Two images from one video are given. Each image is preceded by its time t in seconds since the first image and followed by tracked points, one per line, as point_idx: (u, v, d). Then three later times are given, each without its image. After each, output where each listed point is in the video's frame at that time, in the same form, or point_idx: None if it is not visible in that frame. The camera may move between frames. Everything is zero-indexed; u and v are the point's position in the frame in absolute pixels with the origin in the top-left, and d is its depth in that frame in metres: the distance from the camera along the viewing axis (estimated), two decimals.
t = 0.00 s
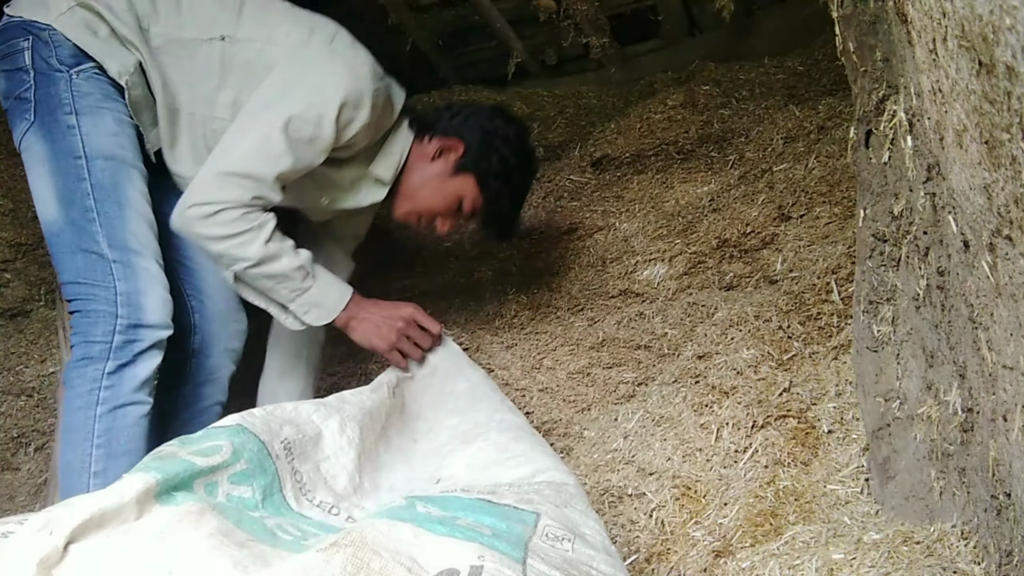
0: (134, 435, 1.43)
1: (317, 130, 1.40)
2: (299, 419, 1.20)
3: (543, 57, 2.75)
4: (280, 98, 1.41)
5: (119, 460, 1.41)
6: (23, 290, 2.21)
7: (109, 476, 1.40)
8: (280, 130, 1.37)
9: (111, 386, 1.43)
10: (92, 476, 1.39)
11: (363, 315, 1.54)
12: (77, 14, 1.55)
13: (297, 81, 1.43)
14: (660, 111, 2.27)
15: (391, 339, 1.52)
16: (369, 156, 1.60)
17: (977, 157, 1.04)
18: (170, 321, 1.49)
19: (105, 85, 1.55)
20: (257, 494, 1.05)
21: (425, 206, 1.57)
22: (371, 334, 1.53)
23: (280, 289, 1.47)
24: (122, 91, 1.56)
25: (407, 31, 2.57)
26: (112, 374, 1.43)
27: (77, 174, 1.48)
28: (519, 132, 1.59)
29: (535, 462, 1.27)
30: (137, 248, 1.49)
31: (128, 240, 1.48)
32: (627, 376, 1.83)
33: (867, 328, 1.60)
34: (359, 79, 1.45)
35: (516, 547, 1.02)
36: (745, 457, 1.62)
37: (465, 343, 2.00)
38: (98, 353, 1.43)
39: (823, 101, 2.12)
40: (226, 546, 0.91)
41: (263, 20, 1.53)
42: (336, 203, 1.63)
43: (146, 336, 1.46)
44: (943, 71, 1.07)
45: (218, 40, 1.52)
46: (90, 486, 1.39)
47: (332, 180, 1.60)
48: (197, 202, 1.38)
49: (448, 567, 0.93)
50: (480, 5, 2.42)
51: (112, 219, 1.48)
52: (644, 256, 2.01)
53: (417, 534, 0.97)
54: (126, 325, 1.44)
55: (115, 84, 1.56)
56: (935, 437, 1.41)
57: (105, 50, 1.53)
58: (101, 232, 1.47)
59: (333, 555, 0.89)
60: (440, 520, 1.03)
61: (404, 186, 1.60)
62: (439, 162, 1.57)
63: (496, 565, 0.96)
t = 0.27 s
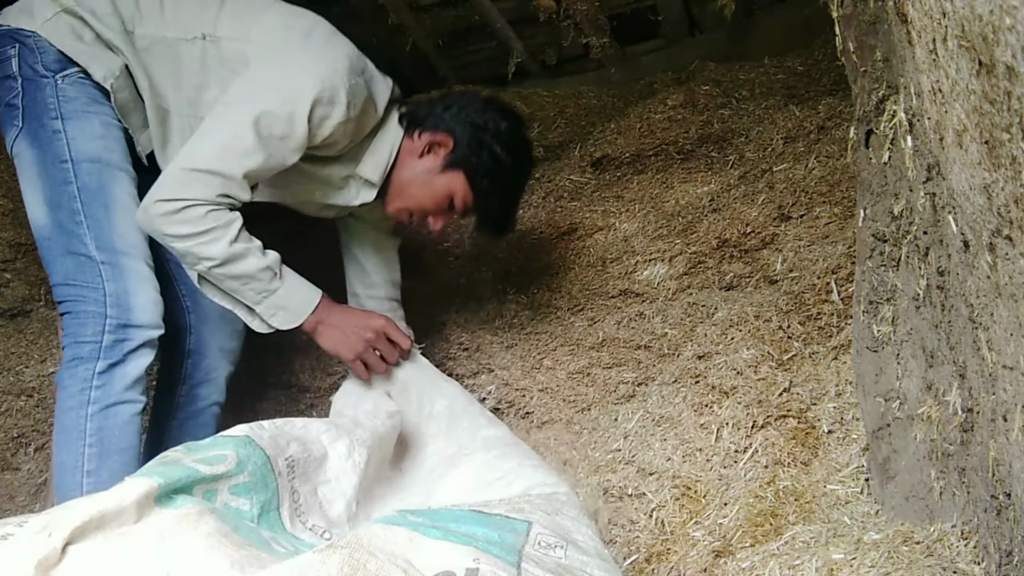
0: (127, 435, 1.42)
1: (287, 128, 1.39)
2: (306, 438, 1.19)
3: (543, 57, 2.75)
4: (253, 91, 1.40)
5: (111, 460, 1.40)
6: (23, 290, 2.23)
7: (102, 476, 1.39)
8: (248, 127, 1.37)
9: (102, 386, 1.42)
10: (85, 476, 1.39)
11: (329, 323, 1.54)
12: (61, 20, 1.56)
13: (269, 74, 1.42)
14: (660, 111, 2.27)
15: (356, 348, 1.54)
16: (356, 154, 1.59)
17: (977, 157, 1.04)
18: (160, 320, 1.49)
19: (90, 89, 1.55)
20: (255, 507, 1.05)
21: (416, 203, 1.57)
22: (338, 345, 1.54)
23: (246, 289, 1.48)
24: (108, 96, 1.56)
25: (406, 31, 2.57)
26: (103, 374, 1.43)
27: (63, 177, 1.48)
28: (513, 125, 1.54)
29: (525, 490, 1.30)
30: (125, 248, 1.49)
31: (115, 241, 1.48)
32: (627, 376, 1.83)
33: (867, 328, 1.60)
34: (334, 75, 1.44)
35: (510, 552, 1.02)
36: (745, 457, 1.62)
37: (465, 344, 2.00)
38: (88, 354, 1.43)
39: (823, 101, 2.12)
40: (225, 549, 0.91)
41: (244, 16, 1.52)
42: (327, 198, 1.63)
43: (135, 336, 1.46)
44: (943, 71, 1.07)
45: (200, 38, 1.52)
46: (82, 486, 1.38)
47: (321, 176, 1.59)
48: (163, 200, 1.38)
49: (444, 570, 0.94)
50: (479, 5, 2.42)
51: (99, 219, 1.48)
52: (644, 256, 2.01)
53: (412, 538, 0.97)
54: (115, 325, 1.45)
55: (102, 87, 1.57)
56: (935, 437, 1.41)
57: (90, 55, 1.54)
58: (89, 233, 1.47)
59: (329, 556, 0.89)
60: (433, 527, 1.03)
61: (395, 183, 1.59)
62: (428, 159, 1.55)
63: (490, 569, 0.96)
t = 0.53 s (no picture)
0: (130, 436, 1.42)
1: (312, 119, 1.40)
2: (310, 439, 1.17)
3: (543, 57, 2.76)
4: (270, 87, 1.40)
5: (114, 461, 1.41)
6: (23, 290, 2.23)
7: (105, 477, 1.39)
8: (279, 124, 1.37)
9: (106, 387, 1.42)
10: (88, 477, 1.39)
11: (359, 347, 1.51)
12: (59, 13, 1.57)
13: (283, 68, 1.42)
14: (661, 112, 2.28)
15: (388, 368, 1.48)
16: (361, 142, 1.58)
17: (977, 157, 1.04)
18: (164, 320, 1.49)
19: (90, 83, 1.56)
20: (258, 509, 1.05)
21: (422, 191, 1.57)
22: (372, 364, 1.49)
23: (287, 312, 1.46)
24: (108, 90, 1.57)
25: (406, 31, 2.57)
26: (107, 375, 1.43)
27: (65, 174, 1.49)
28: (510, 108, 1.57)
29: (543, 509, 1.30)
30: (127, 247, 1.50)
31: (117, 239, 1.49)
32: (627, 376, 1.84)
33: (866, 328, 1.60)
34: (345, 64, 1.45)
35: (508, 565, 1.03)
36: (745, 457, 1.62)
37: (465, 344, 2.00)
38: (92, 354, 1.43)
39: (823, 101, 2.12)
40: (228, 551, 0.91)
41: (244, 7, 1.52)
42: (332, 189, 1.63)
43: (140, 336, 1.46)
44: (943, 71, 1.07)
45: (199, 29, 1.53)
46: (86, 487, 1.38)
47: (326, 168, 1.60)
48: (204, 215, 1.38)
49: None
50: (479, 5, 2.42)
51: (101, 217, 1.49)
52: (644, 256, 2.01)
53: (415, 545, 0.98)
54: (119, 325, 1.45)
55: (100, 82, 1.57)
56: (935, 437, 1.41)
57: (90, 49, 1.55)
58: (92, 231, 1.48)
59: (334, 559, 0.89)
60: (435, 534, 1.03)
61: (397, 173, 1.59)
62: (429, 147, 1.56)
63: None
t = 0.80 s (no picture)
0: (134, 437, 1.42)
1: (323, 116, 1.42)
2: (321, 441, 1.21)
3: (543, 57, 2.76)
4: (284, 83, 1.43)
5: (117, 461, 1.41)
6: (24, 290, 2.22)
7: (108, 477, 1.39)
8: (290, 121, 1.40)
9: (111, 387, 1.42)
10: (91, 477, 1.39)
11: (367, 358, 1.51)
12: (74, 15, 1.57)
13: (294, 66, 1.45)
14: (661, 111, 2.28)
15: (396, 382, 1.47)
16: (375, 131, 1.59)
17: (977, 157, 1.04)
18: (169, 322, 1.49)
19: (103, 87, 1.56)
20: (253, 507, 1.05)
21: (434, 170, 1.58)
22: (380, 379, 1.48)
23: (297, 314, 1.47)
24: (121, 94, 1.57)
25: (407, 31, 2.57)
26: (112, 375, 1.43)
27: (76, 175, 1.48)
28: (517, 86, 1.58)
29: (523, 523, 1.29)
30: (136, 250, 1.49)
31: (127, 241, 1.48)
32: (627, 376, 1.83)
33: (867, 328, 1.60)
34: (354, 58, 1.47)
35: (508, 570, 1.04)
36: (745, 457, 1.62)
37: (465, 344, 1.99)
38: (98, 354, 1.43)
39: (823, 101, 2.12)
40: (226, 551, 0.92)
41: (256, 7, 1.57)
42: (348, 178, 1.64)
43: (145, 337, 1.46)
44: (943, 71, 1.07)
45: (212, 28, 1.57)
46: (88, 487, 1.38)
47: (341, 159, 1.61)
48: (222, 211, 1.41)
49: None
50: (479, 5, 2.42)
51: (111, 219, 1.48)
52: (644, 256, 2.01)
53: (412, 549, 0.98)
54: (125, 326, 1.44)
55: (113, 87, 1.57)
56: (935, 437, 1.41)
57: (106, 52, 1.54)
58: (100, 232, 1.47)
59: (331, 563, 0.89)
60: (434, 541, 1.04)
61: (410, 155, 1.60)
62: (441, 128, 1.57)
63: None
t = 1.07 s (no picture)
0: (126, 436, 1.44)
1: (352, 110, 1.42)
2: (330, 445, 1.22)
3: (543, 58, 2.76)
4: (311, 77, 1.42)
5: (110, 461, 1.42)
6: (23, 289, 2.21)
7: (100, 477, 1.41)
8: (324, 111, 1.39)
9: (102, 388, 1.43)
10: (84, 477, 1.40)
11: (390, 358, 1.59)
12: (82, 14, 1.53)
13: (319, 63, 1.44)
14: (661, 111, 2.24)
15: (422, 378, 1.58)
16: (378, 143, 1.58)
17: (977, 157, 1.04)
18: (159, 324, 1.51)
19: (108, 86, 1.54)
20: (257, 511, 1.05)
21: (432, 188, 1.57)
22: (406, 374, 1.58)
23: (340, 303, 1.47)
24: (125, 94, 1.55)
25: (407, 31, 2.57)
26: (102, 376, 1.44)
27: (74, 176, 1.48)
28: (519, 108, 1.59)
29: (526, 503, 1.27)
30: (128, 251, 1.49)
31: (119, 242, 1.49)
32: (627, 376, 1.84)
33: (867, 328, 1.60)
34: (373, 62, 1.49)
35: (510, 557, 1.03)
36: (745, 457, 1.62)
37: (466, 344, 2.00)
38: (90, 355, 1.44)
39: (823, 101, 2.11)
40: (225, 550, 0.91)
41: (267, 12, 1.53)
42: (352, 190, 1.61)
43: (135, 338, 1.48)
44: (943, 71, 1.07)
45: (225, 35, 1.53)
46: (81, 487, 1.39)
47: (347, 171, 1.58)
48: (264, 199, 1.37)
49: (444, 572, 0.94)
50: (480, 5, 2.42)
51: (106, 220, 1.48)
52: (644, 256, 2.01)
53: (410, 543, 0.98)
54: (116, 327, 1.46)
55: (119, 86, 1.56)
56: (935, 437, 1.41)
57: (110, 52, 1.52)
58: (94, 233, 1.48)
59: (330, 559, 0.89)
60: (434, 532, 1.04)
61: (408, 170, 1.59)
62: (443, 145, 1.57)
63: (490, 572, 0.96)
